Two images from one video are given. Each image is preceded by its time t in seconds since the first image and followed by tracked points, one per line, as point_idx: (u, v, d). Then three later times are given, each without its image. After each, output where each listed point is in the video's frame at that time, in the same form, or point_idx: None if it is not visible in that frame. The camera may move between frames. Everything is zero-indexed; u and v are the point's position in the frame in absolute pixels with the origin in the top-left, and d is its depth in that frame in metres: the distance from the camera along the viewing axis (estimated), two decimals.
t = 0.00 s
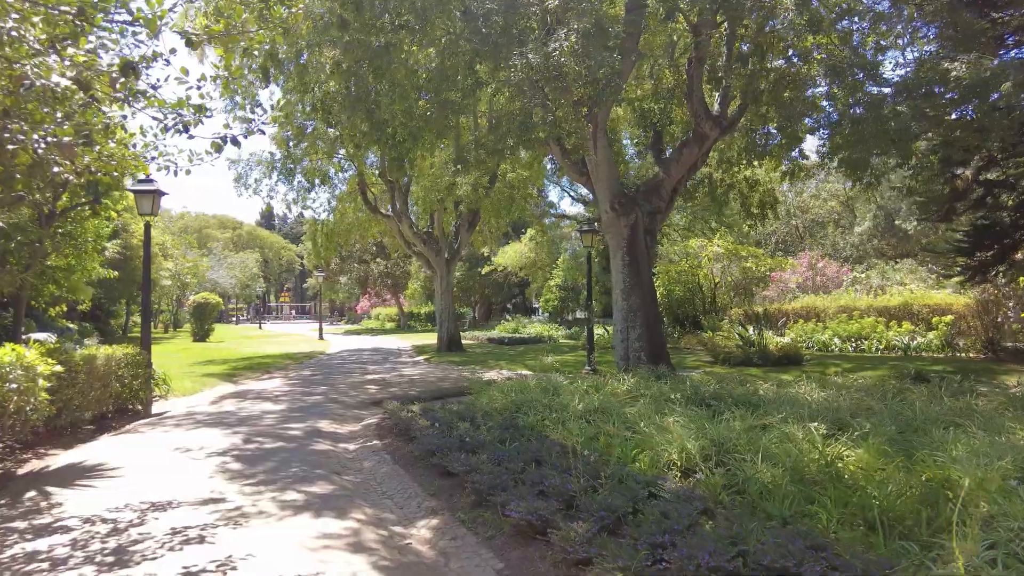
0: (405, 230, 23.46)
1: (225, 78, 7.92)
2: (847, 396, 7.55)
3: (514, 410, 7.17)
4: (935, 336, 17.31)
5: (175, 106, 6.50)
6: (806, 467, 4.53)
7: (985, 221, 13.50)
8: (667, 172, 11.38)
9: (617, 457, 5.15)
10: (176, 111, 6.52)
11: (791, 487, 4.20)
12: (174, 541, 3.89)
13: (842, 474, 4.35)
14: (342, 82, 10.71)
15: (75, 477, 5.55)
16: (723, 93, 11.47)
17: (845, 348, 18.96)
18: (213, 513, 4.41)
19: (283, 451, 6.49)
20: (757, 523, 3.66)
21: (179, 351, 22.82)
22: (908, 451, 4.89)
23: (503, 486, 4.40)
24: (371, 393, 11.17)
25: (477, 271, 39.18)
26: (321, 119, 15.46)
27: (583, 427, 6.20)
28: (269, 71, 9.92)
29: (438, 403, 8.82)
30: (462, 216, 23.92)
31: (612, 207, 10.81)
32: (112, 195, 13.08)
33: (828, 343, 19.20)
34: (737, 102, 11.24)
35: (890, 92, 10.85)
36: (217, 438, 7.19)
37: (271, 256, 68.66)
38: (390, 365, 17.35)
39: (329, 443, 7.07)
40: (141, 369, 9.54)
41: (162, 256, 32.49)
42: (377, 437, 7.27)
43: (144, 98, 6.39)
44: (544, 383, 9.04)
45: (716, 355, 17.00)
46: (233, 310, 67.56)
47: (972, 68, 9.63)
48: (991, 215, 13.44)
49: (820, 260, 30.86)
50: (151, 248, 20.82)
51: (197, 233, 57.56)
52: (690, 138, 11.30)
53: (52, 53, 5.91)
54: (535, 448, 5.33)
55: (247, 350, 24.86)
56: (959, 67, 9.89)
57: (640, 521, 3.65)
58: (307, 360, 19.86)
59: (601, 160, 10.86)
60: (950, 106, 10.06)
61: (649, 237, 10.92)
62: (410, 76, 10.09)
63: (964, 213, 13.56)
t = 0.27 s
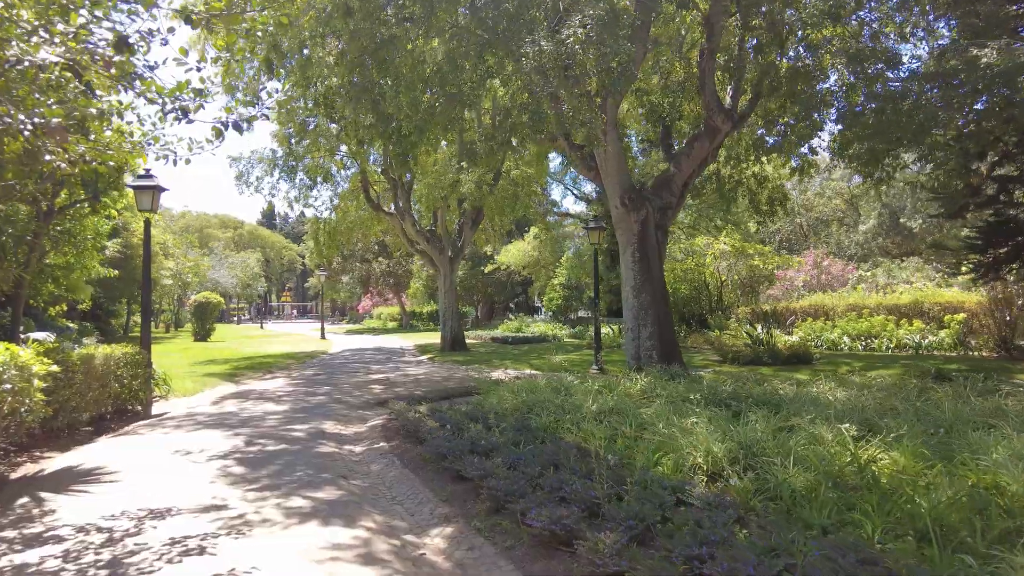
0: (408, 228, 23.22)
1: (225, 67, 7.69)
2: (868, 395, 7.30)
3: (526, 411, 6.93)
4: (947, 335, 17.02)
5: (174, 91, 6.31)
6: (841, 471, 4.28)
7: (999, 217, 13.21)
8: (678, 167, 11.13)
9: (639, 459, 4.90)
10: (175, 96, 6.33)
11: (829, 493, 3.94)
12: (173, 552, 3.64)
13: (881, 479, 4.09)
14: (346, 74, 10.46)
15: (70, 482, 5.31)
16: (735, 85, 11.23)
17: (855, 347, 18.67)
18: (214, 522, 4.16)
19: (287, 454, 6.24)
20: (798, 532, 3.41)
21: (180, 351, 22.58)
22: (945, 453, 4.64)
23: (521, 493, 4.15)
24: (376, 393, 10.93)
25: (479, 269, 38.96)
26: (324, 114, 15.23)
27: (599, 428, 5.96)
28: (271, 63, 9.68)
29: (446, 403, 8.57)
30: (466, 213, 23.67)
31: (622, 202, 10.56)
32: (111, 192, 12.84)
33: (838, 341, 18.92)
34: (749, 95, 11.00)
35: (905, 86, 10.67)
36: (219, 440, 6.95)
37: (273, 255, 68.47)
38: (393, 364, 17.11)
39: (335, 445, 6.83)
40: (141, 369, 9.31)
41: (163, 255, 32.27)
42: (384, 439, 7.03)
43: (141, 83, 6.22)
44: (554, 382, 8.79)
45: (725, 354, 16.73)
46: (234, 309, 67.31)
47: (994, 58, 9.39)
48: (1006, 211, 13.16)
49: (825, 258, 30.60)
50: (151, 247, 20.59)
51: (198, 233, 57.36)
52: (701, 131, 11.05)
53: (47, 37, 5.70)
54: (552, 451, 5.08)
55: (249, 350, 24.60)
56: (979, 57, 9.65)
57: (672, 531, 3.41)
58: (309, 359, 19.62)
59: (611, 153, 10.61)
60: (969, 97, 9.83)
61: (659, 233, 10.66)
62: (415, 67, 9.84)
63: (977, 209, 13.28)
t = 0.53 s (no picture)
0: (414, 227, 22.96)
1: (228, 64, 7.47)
2: (896, 400, 7.05)
3: (543, 418, 6.69)
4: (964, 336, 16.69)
5: (175, 81, 6.13)
6: (885, 485, 4.01)
7: (1017, 216, 12.89)
8: (693, 164, 10.84)
9: (667, 472, 4.65)
10: (176, 86, 6.16)
11: (877, 510, 3.67)
12: None
13: (932, 495, 3.81)
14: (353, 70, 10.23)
15: (69, 494, 5.08)
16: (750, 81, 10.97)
17: (868, 348, 18.34)
18: (219, 540, 3.92)
19: (294, 464, 6.00)
20: (850, 557, 3.15)
21: (184, 352, 22.37)
22: (994, 467, 4.36)
23: (545, 510, 3.90)
24: (383, 397, 10.68)
25: (484, 269, 38.74)
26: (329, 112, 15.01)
27: (621, 438, 5.71)
28: (276, 58, 9.45)
29: (457, 408, 8.33)
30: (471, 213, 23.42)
31: (636, 201, 10.29)
32: (113, 191, 12.64)
33: (850, 342, 18.60)
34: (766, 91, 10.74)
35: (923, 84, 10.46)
36: (224, 448, 6.71)
37: (277, 255, 68.37)
38: (400, 366, 16.88)
39: (344, 453, 6.59)
40: (143, 372, 9.09)
41: (168, 255, 32.10)
42: (395, 446, 6.78)
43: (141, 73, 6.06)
44: (568, 386, 8.54)
45: (737, 356, 16.45)
46: (238, 309, 67.28)
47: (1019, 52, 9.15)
48: None
49: (833, 257, 30.27)
50: (155, 247, 20.40)
51: (203, 233, 57.28)
52: (716, 128, 10.78)
53: (41, 25, 5.56)
54: (575, 464, 4.83)
55: (254, 350, 24.41)
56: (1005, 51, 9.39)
57: (716, 558, 3.15)
58: (315, 361, 19.40)
59: (624, 150, 10.36)
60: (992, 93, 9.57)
61: (674, 232, 10.39)
62: (424, 62, 9.60)
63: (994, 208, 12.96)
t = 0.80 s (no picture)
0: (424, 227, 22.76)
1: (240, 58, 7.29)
2: (929, 402, 6.77)
3: (564, 420, 6.46)
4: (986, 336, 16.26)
5: (183, 66, 5.92)
6: (937, 494, 3.77)
7: None
8: (712, 159, 10.57)
9: (700, 480, 4.43)
10: (185, 71, 5.92)
11: (935, 522, 3.42)
12: None
13: (990, 507, 3.56)
14: (365, 64, 10.05)
15: (75, 499, 4.90)
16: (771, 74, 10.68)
17: (887, 348, 17.95)
18: (230, 550, 3.72)
19: (307, 468, 5.80)
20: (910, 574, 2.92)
21: (193, 352, 22.28)
22: None
23: (574, 520, 3.68)
24: (396, 398, 10.48)
25: (493, 269, 38.53)
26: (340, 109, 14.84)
27: (646, 442, 5.47)
28: (287, 53, 9.27)
29: (472, 409, 8.12)
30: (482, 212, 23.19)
31: (653, 197, 10.05)
32: (122, 189, 12.50)
33: (869, 343, 18.22)
34: (787, 85, 10.47)
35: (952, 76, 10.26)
36: (234, 450, 6.53)
37: (286, 255, 68.41)
38: (411, 366, 16.69)
39: (357, 456, 6.39)
40: (152, 372, 8.93)
41: (177, 255, 32.05)
42: (410, 449, 6.57)
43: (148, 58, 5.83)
44: (585, 387, 8.31)
45: (753, 356, 16.16)
46: (248, 309, 67.39)
47: None
48: None
49: (847, 257, 29.86)
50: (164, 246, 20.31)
51: (212, 233, 57.37)
52: (736, 122, 10.51)
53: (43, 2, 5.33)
54: (601, 470, 4.60)
55: (264, 350, 24.31)
56: None
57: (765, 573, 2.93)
58: (325, 360, 19.25)
59: (641, 146, 10.12)
60: None
61: (693, 229, 10.14)
62: (437, 56, 9.38)
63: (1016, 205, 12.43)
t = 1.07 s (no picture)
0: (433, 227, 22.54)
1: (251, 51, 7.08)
2: (968, 406, 6.47)
3: (585, 428, 6.22)
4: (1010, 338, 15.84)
5: (188, 50, 5.70)
6: (1001, 510, 3.48)
7: None
8: (733, 156, 10.29)
9: (738, 494, 4.15)
10: (189, 56, 5.71)
11: (1004, 542, 3.14)
12: None
13: None
14: (377, 59, 9.83)
15: (76, 510, 4.68)
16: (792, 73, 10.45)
17: (906, 350, 17.52)
18: (238, 569, 3.49)
19: (317, 477, 5.55)
20: None
21: (202, 353, 22.14)
22: None
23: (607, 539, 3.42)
24: (408, 401, 10.25)
25: (503, 270, 38.25)
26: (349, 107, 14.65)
27: (674, 452, 5.20)
28: (297, 48, 9.06)
29: (487, 415, 7.86)
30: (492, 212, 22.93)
31: (673, 195, 9.79)
32: (129, 189, 12.32)
33: (888, 345, 17.81)
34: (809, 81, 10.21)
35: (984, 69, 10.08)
36: (242, 457, 6.31)
37: (294, 256, 68.43)
38: (421, 368, 16.47)
39: (370, 464, 6.15)
40: (159, 376, 8.73)
41: (186, 256, 31.98)
42: (424, 456, 6.33)
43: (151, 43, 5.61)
44: (604, 391, 8.05)
45: (770, 358, 15.83)
46: (256, 310, 67.45)
47: None
48: None
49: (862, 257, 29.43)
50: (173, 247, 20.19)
51: (222, 234, 57.43)
52: (757, 118, 10.23)
53: None
54: (629, 482, 4.35)
55: (272, 351, 24.09)
56: None
57: None
58: (334, 362, 19.04)
59: (660, 143, 9.88)
60: None
61: (713, 228, 9.86)
62: (450, 50, 9.15)
63: None
